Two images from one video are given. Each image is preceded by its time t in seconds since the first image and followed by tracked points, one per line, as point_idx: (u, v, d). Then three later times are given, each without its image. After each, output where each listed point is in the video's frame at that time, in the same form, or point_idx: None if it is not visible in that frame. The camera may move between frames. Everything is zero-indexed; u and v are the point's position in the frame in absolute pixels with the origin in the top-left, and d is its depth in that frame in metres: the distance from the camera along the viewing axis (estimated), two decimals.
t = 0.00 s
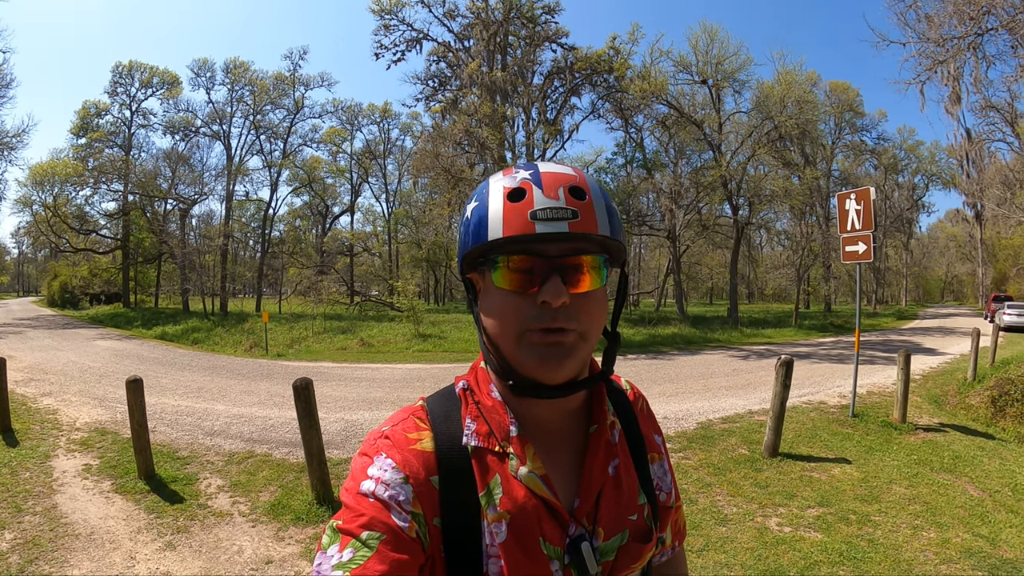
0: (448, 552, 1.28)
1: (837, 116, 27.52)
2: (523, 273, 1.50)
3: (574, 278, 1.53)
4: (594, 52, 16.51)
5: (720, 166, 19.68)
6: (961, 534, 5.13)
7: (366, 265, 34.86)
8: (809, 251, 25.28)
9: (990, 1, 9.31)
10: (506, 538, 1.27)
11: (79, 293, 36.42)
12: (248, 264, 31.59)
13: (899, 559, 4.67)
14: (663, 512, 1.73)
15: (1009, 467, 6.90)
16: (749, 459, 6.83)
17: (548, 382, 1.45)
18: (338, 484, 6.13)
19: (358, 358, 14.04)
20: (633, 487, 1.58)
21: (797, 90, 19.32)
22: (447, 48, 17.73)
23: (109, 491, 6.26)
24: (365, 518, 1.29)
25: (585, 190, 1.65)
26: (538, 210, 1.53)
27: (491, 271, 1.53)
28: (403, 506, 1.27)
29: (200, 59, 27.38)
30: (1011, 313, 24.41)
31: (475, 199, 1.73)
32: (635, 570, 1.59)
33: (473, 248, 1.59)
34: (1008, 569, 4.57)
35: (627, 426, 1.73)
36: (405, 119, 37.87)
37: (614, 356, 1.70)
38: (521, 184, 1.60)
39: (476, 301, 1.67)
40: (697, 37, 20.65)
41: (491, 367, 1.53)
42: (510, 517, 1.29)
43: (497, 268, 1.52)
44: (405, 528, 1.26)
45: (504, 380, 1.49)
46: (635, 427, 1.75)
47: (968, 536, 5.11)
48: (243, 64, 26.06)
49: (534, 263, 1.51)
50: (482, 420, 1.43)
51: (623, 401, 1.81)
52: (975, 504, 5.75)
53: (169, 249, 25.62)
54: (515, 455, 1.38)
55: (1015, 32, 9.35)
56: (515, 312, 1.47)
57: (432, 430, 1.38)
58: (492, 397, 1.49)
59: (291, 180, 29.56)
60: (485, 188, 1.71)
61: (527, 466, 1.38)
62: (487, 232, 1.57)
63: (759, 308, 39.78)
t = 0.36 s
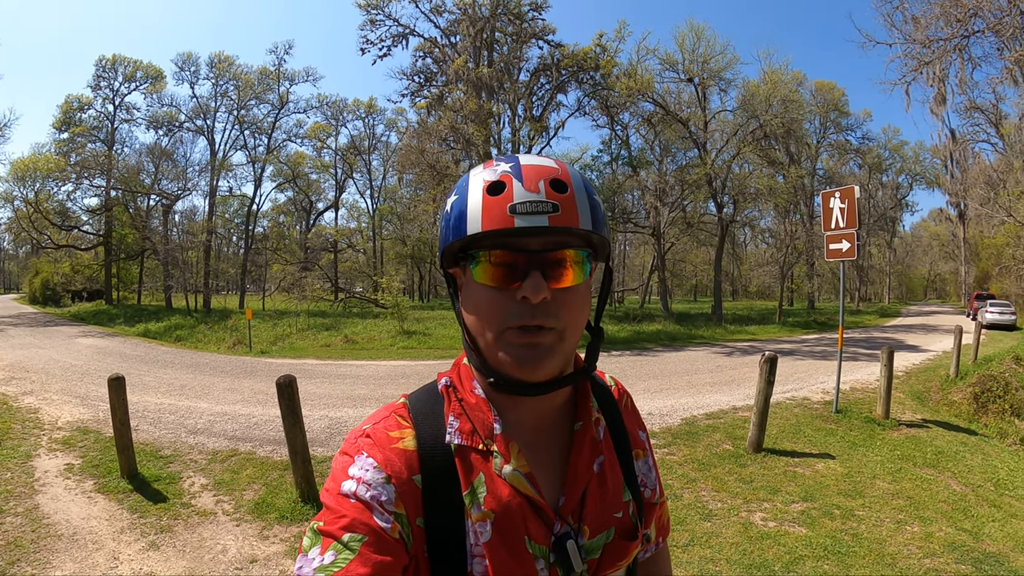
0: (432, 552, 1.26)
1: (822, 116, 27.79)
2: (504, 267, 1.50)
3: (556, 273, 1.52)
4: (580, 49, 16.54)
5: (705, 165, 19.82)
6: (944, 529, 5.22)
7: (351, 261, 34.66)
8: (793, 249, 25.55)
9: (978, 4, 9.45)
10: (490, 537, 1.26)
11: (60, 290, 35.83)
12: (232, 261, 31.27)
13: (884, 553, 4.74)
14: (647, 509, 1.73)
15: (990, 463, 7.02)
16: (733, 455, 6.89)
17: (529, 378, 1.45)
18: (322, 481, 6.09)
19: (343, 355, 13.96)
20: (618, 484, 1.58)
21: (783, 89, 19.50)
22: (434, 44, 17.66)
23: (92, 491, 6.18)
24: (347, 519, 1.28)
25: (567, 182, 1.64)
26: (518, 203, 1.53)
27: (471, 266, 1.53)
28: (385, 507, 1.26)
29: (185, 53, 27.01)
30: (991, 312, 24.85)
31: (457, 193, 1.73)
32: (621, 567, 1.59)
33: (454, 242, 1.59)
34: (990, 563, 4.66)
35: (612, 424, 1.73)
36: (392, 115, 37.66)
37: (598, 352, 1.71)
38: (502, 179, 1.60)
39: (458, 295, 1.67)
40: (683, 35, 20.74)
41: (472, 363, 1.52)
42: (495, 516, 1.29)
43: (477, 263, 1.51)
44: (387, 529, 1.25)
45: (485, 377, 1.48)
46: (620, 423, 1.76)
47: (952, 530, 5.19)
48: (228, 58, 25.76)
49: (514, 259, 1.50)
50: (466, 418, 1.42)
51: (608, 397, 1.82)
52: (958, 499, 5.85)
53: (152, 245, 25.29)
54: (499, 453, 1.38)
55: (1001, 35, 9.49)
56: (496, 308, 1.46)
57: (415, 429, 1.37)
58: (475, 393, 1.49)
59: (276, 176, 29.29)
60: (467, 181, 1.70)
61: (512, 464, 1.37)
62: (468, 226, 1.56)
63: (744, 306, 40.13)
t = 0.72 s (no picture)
0: (427, 552, 1.27)
1: (812, 120, 28.01)
2: (498, 269, 1.50)
3: (549, 275, 1.53)
4: (572, 54, 16.61)
5: (696, 169, 19.95)
6: (935, 528, 5.26)
7: (343, 265, 34.57)
8: (783, 253, 25.73)
9: (967, 9, 9.57)
10: (485, 535, 1.27)
11: (49, 294, 35.51)
12: (223, 264, 31.09)
13: (876, 553, 4.77)
14: (639, 507, 1.73)
15: (981, 463, 7.08)
16: (725, 457, 6.92)
17: (524, 379, 1.45)
18: (315, 485, 6.06)
19: (334, 360, 13.92)
20: (611, 483, 1.58)
21: (773, 94, 19.64)
22: (426, 48, 17.68)
23: (82, 496, 6.12)
24: (342, 519, 1.28)
25: (559, 185, 1.65)
26: (513, 206, 1.53)
27: (465, 268, 1.53)
28: (380, 506, 1.27)
29: (177, 56, 26.87)
30: (980, 314, 25.10)
31: (450, 194, 1.72)
32: (614, 566, 1.59)
33: (448, 244, 1.59)
34: (981, 561, 4.71)
35: (604, 423, 1.73)
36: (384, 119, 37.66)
37: (590, 352, 1.71)
38: (496, 181, 1.59)
39: (451, 297, 1.66)
40: (675, 40, 20.86)
41: (466, 364, 1.53)
42: (489, 515, 1.29)
43: (471, 265, 1.52)
44: (383, 529, 1.25)
45: (480, 378, 1.48)
46: (611, 422, 1.76)
47: (943, 529, 5.24)
48: (220, 61, 25.67)
49: (508, 260, 1.50)
50: (460, 418, 1.43)
51: (598, 396, 1.82)
52: (949, 498, 5.90)
53: (142, 248, 25.12)
54: (492, 452, 1.38)
55: (989, 40, 9.61)
56: (490, 310, 1.47)
57: (408, 429, 1.37)
58: (468, 393, 1.49)
59: (267, 179, 29.20)
60: (459, 185, 1.70)
61: (506, 463, 1.38)
62: (461, 228, 1.56)
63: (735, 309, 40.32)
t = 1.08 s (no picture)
0: (425, 552, 1.27)
1: (807, 127, 28.18)
2: (531, 270, 1.45)
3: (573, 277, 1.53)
4: (568, 62, 16.72)
5: (692, 176, 20.04)
6: (932, 531, 5.27)
7: (340, 272, 34.50)
8: (780, 259, 25.83)
9: (960, 15, 9.66)
10: (482, 535, 1.27)
11: (45, 299, 35.41)
12: (219, 271, 31.04)
13: (873, 557, 4.77)
14: (633, 508, 1.73)
15: (977, 466, 7.10)
16: (722, 462, 6.92)
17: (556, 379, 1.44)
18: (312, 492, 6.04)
19: (331, 367, 13.89)
20: (605, 484, 1.59)
21: (768, 101, 19.77)
22: (423, 56, 17.77)
23: (79, 502, 6.08)
24: (339, 521, 1.28)
25: (573, 192, 1.67)
26: (549, 208, 1.51)
27: (489, 269, 1.46)
28: (376, 509, 1.26)
29: (174, 62, 26.90)
30: (975, 318, 25.23)
31: (461, 192, 1.62)
32: (608, 566, 1.58)
33: (469, 244, 1.48)
34: (979, 563, 4.71)
35: (598, 424, 1.74)
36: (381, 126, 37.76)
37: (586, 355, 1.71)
38: (524, 184, 1.56)
39: (456, 300, 1.53)
40: (670, 48, 21.00)
41: (479, 368, 1.47)
42: (485, 516, 1.29)
43: (500, 266, 1.45)
44: (378, 530, 1.25)
45: (505, 382, 1.43)
46: (604, 423, 1.76)
47: (940, 533, 5.25)
48: (218, 68, 25.74)
49: (539, 262, 1.46)
50: (456, 420, 1.43)
51: (591, 398, 1.82)
52: (946, 502, 5.91)
53: (139, 254, 25.08)
54: (489, 454, 1.38)
55: (983, 45, 9.70)
56: (525, 311, 1.42)
57: (405, 433, 1.38)
58: (465, 397, 1.49)
59: (264, 186, 29.22)
60: (473, 183, 1.62)
61: (501, 465, 1.38)
62: (493, 226, 1.47)
63: (732, 315, 40.38)
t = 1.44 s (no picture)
0: (418, 553, 1.27)
1: (807, 133, 28.24)
2: (521, 270, 1.46)
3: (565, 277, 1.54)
4: (569, 70, 16.78)
5: (693, 183, 20.05)
6: (932, 535, 5.25)
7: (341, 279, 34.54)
8: (780, 264, 25.83)
9: (958, 20, 9.69)
10: (475, 534, 1.28)
11: (47, 305, 35.43)
12: (221, 277, 31.05)
13: (873, 561, 4.75)
14: (625, 505, 1.74)
15: (978, 470, 7.08)
16: (722, 468, 6.91)
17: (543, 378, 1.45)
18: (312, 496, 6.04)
19: (332, 373, 13.89)
20: (596, 482, 1.60)
21: (768, 107, 19.82)
22: (425, 64, 17.82)
23: (79, 505, 6.08)
24: (331, 522, 1.28)
25: (570, 193, 1.68)
26: (542, 209, 1.52)
27: (481, 269, 1.47)
28: (369, 509, 1.27)
29: (177, 69, 27.03)
30: (977, 322, 25.21)
31: (455, 191, 1.63)
32: (599, 564, 1.59)
33: (463, 244, 1.49)
34: (979, 567, 4.70)
35: (589, 423, 1.75)
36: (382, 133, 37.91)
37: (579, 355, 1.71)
38: (518, 184, 1.57)
39: (449, 298, 1.55)
40: (671, 55, 21.07)
41: (472, 369, 1.48)
42: (479, 515, 1.30)
43: (492, 266, 1.46)
44: (371, 530, 1.26)
45: (493, 381, 1.45)
46: (596, 423, 1.77)
47: (940, 536, 5.23)
48: (220, 75, 25.85)
49: (533, 262, 1.47)
50: (449, 420, 1.44)
51: (582, 397, 1.83)
52: (946, 506, 5.89)
53: (141, 260, 25.11)
54: (482, 453, 1.39)
55: (981, 49, 9.72)
56: (517, 310, 1.42)
57: (398, 432, 1.38)
58: (457, 396, 1.50)
59: (266, 193, 29.28)
60: (469, 182, 1.63)
61: (494, 464, 1.38)
62: (486, 226, 1.49)
63: (733, 321, 40.31)
